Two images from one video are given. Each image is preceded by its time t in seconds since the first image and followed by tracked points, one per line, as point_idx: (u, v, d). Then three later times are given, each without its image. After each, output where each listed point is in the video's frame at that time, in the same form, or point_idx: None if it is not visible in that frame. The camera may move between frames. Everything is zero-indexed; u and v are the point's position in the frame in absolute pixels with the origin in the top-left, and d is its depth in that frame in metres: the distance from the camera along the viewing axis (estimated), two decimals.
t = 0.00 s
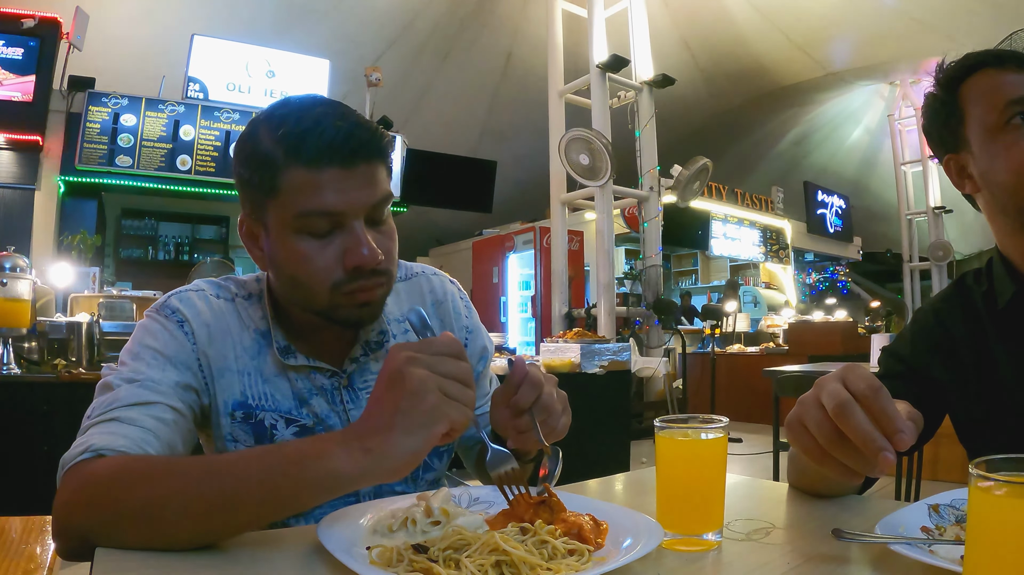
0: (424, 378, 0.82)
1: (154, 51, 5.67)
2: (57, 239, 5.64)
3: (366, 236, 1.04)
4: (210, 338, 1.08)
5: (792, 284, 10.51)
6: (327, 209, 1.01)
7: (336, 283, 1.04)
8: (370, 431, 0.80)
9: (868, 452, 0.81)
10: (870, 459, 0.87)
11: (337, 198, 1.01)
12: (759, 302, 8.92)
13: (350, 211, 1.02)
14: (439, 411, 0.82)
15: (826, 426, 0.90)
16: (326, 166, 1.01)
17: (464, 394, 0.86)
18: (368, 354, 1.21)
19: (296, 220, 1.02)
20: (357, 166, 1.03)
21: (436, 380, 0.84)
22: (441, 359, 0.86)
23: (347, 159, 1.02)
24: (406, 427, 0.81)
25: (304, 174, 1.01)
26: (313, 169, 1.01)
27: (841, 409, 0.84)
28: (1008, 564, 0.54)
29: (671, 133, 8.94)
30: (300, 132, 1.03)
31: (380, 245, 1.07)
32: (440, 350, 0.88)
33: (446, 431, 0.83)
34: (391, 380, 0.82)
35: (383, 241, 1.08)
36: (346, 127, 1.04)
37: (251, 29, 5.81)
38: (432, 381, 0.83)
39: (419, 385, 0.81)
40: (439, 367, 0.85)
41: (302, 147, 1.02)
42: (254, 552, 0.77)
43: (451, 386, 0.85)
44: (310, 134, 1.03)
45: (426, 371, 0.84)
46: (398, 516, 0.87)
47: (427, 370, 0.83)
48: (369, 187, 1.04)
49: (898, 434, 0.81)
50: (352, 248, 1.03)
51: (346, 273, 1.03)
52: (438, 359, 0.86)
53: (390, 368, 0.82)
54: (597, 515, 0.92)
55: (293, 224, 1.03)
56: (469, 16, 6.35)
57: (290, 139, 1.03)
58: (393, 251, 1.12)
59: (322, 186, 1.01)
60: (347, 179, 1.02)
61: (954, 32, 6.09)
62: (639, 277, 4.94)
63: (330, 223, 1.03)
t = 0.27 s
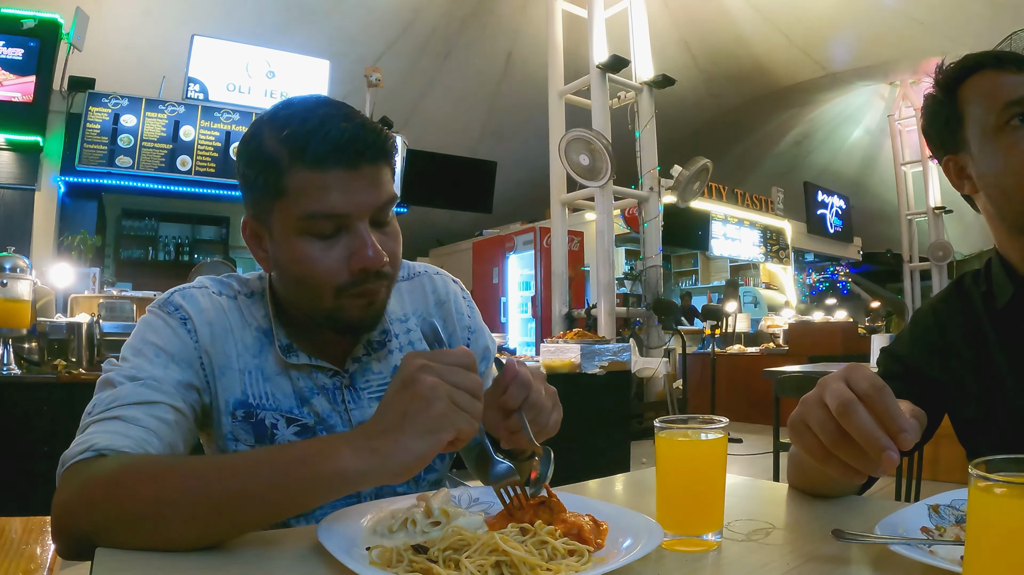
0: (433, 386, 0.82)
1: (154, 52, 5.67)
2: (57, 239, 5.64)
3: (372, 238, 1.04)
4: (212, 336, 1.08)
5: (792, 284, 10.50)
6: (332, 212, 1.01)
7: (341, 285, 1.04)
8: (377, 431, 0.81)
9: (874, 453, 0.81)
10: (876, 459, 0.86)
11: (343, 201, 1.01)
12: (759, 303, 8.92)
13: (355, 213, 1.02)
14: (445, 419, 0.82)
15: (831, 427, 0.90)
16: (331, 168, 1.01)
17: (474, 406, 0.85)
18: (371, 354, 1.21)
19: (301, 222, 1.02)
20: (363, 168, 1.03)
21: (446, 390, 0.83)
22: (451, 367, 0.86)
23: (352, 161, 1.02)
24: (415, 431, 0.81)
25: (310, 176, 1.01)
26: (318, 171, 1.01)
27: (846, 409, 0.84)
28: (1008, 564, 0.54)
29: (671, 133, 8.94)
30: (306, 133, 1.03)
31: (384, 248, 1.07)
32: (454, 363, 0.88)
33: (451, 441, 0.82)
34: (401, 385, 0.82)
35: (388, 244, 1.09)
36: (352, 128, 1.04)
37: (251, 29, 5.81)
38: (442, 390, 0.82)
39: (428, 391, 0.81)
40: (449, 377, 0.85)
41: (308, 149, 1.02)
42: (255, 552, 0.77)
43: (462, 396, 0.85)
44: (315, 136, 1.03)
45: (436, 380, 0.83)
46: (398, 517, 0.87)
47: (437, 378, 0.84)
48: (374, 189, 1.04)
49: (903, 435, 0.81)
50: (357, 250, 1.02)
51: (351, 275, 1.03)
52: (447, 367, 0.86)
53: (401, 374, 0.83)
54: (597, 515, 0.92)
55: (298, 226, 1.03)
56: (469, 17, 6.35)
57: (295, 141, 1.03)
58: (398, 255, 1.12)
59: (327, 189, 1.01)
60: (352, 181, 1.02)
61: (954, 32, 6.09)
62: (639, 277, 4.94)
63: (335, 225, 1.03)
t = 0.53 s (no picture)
0: (429, 377, 0.82)
1: (155, 52, 5.67)
2: (57, 240, 5.65)
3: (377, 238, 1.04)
4: (214, 336, 1.08)
5: (792, 285, 10.56)
6: (337, 212, 1.01)
7: (345, 285, 1.03)
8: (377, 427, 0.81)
9: (882, 447, 0.81)
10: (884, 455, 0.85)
11: (348, 201, 1.02)
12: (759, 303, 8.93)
13: (360, 214, 1.02)
14: (439, 410, 0.81)
15: (836, 422, 0.89)
16: (336, 169, 1.01)
17: (471, 402, 0.85)
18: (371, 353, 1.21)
19: (305, 223, 1.02)
20: (368, 170, 1.03)
21: (441, 383, 0.84)
22: (450, 362, 0.87)
23: (358, 162, 1.02)
24: (407, 421, 0.81)
25: (315, 176, 1.01)
26: (323, 172, 1.01)
27: (852, 403, 0.83)
28: (1010, 563, 0.54)
29: (671, 134, 8.95)
30: (311, 134, 1.03)
31: (388, 248, 1.07)
32: (454, 359, 0.88)
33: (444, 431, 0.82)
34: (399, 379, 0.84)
35: (392, 244, 1.09)
36: (357, 129, 1.04)
37: (251, 29, 5.82)
38: (436, 381, 0.83)
39: (424, 382, 0.82)
40: (446, 371, 0.85)
41: (313, 150, 1.02)
42: (257, 552, 0.77)
43: (458, 392, 0.85)
44: (321, 137, 1.03)
45: (433, 371, 0.84)
46: (398, 517, 0.88)
47: (434, 371, 0.84)
48: (378, 190, 1.05)
49: (909, 428, 0.81)
50: (360, 251, 1.02)
51: (355, 275, 1.03)
52: (445, 362, 0.87)
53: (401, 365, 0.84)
54: (597, 516, 0.92)
55: (302, 226, 1.03)
56: (469, 17, 6.35)
57: (301, 141, 1.03)
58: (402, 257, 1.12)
59: (332, 189, 1.01)
60: (357, 182, 1.02)
61: (954, 32, 6.09)
62: (640, 278, 4.95)
63: (338, 226, 1.02)
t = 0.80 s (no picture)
0: (431, 433, 0.74)
1: (155, 53, 5.67)
2: (58, 240, 5.65)
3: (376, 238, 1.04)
4: (215, 335, 1.08)
5: (794, 285, 10.45)
6: (337, 211, 1.02)
7: (345, 283, 1.03)
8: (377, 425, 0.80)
9: (892, 452, 0.81)
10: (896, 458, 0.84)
11: (347, 201, 1.02)
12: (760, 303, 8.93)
13: (361, 213, 1.03)
14: (435, 467, 0.75)
15: (845, 428, 0.88)
16: (336, 168, 1.02)
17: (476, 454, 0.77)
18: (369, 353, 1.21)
19: (304, 222, 1.02)
20: (367, 170, 1.04)
21: (441, 436, 0.75)
22: (463, 406, 0.76)
23: (357, 161, 1.03)
24: (403, 472, 0.75)
25: (313, 176, 1.01)
26: (322, 171, 1.01)
27: (865, 407, 0.83)
28: (1010, 562, 0.54)
29: (672, 134, 8.95)
30: (311, 133, 1.03)
31: (387, 249, 1.07)
32: (472, 401, 0.77)
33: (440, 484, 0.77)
34: (399, 425, 0.75)
35: (389, 244, 1.09)
36: (357, 129, 1.04)
37: (251, 30, 5.82)
38: (436, 437, 0.74)
39: (423, 437, 0.74)
40: (454, 419, 0.76)
41: (312, 149, 1.02)
42: (258, 552, 0.77)
43: (462, 443, 0.76)
44: (320, 136, 1.03)
45: (437, 425, 0.75)
46: (399, 518, 0.88)
47: (438, 423, 0.75)
48: (377, 190, 1.05)
49: (922, 433, 0.81)
50: (360, 250, 1.02)
51: (354, 274, 1.03)
52: (458, 406, 0.76)
53: (401, 407, 0.75)
54: (598, 516, 0.92)
55: (301, 225, 1.02)
56: (470, 17, 6.35)
57: (301, 141, 1.03)
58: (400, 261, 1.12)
59: (331, 189, 1.01)
60: (356, 182, 1.03)
61: (954, 32, 6.09)
62: (640, 279, 4.95)
63: (338, 225, 1.03)
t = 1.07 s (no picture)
0: (426, 445, 0.74)
1: (155, 53, 5.67)
2: (58, 240, 5.64)
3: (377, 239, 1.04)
4: (215, 334, 1.08)
5: (793, 286, 10.50)
6: (339, 212, 1.01)
7: (345, 284, 1.03)
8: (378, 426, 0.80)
9: (894, 470, 0.82)
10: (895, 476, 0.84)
11: (349, 201, 1.02)
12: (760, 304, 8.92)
13: (362, 214, 1.02)
14: (432, 479, 0.75)
15: (848, 440, 0.88)
16: (338, 169, 1.02)
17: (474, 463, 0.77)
18: (369, 354, 1.21)
19: (306, 222, 1.02)
20: (369, 170, 1.04)
21: (438, 445, 0.75)
22: (459, 414, 0.75)
23: (359, 162, 1.03)
24: (400, 484, 0.75)
25: (316, 176, 1.01)
26: (324, 171, 1.01)
27: (867, 425, 0.83)
28: (1009, 563, 0.54)
29: (672, 134, 8.95)
30: (314, 133, 1.03)
31: (388, 249, 1.07)
32: (469, 409, 0.76)
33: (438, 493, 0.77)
34: (392, 434, 0.75)
35: (391, 244, 1.09)
36: (359, 129, 1.04)
37: (251, 30, 5.82)
38: (433, 447, 0.74)
39: (420, 449, 0.74)
40: (451, 429, 0.75)
41: (315, 149, 1.02)
42: (259, 553, 0.77)
43: (459, 451, 0.76)
44: (323, 136, 1.03)
45: (433, 435, 0.74)
46: (399, 518, 0.88)
47: (435, 433, 0.74)
48: (379, 191, 1.04)
49: (923, 453, 0.80)
50: (361, 250, 1.02)
51: (355, 275, 1.03)
52: (455, 415, 0.75)
53: (395, 416, 0.74)
54: (599, 516, 0.92)
55: (303, 225, 1.03)
56: (470, 17, 6.36)
57: (303, 141, 1.03)
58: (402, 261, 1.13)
59: (333, 189, 1.02)
60: (358, 182, 1.03)
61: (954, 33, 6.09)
62: (641, 279, 4.94)
63: (339, 226, 1.02)
